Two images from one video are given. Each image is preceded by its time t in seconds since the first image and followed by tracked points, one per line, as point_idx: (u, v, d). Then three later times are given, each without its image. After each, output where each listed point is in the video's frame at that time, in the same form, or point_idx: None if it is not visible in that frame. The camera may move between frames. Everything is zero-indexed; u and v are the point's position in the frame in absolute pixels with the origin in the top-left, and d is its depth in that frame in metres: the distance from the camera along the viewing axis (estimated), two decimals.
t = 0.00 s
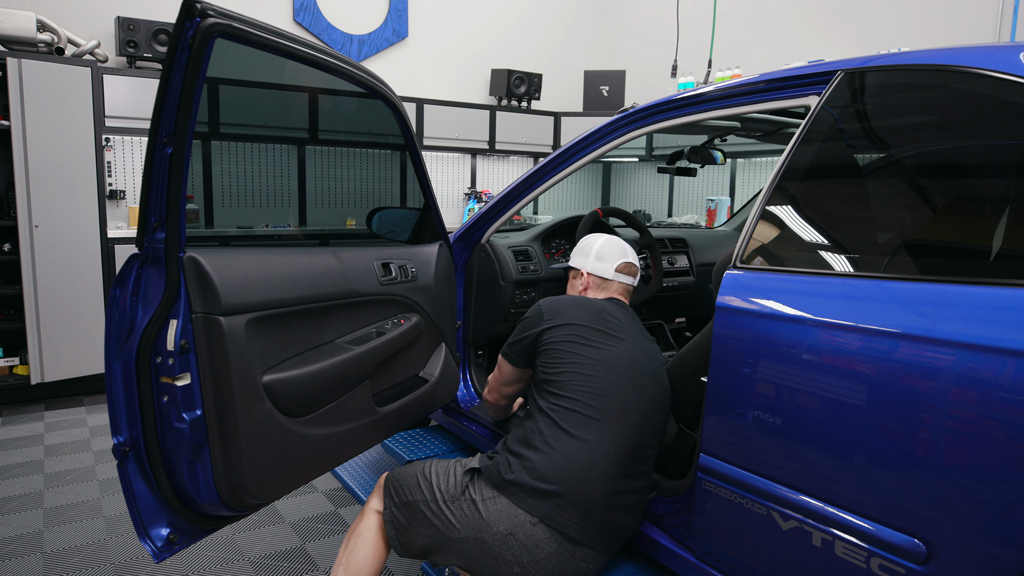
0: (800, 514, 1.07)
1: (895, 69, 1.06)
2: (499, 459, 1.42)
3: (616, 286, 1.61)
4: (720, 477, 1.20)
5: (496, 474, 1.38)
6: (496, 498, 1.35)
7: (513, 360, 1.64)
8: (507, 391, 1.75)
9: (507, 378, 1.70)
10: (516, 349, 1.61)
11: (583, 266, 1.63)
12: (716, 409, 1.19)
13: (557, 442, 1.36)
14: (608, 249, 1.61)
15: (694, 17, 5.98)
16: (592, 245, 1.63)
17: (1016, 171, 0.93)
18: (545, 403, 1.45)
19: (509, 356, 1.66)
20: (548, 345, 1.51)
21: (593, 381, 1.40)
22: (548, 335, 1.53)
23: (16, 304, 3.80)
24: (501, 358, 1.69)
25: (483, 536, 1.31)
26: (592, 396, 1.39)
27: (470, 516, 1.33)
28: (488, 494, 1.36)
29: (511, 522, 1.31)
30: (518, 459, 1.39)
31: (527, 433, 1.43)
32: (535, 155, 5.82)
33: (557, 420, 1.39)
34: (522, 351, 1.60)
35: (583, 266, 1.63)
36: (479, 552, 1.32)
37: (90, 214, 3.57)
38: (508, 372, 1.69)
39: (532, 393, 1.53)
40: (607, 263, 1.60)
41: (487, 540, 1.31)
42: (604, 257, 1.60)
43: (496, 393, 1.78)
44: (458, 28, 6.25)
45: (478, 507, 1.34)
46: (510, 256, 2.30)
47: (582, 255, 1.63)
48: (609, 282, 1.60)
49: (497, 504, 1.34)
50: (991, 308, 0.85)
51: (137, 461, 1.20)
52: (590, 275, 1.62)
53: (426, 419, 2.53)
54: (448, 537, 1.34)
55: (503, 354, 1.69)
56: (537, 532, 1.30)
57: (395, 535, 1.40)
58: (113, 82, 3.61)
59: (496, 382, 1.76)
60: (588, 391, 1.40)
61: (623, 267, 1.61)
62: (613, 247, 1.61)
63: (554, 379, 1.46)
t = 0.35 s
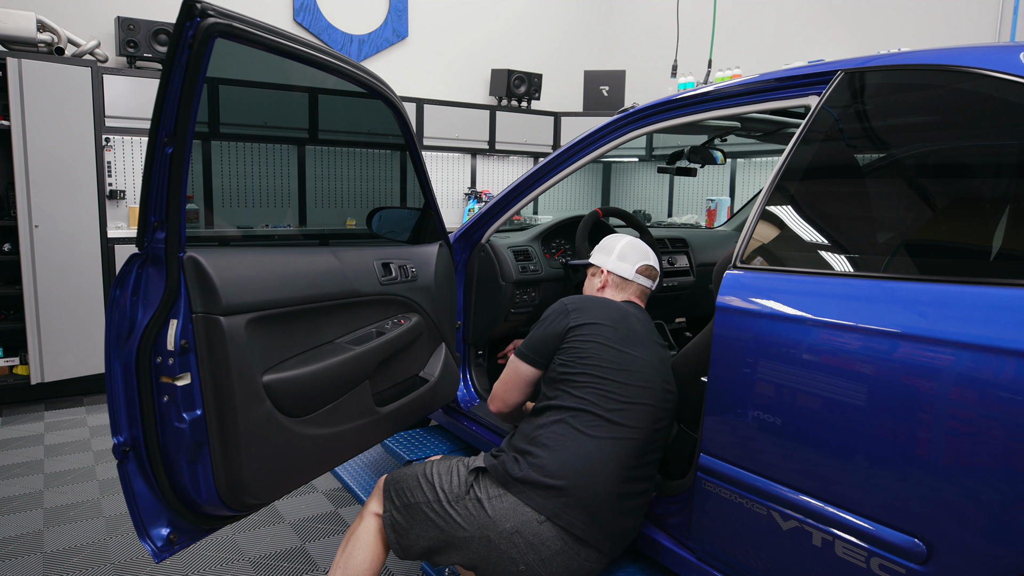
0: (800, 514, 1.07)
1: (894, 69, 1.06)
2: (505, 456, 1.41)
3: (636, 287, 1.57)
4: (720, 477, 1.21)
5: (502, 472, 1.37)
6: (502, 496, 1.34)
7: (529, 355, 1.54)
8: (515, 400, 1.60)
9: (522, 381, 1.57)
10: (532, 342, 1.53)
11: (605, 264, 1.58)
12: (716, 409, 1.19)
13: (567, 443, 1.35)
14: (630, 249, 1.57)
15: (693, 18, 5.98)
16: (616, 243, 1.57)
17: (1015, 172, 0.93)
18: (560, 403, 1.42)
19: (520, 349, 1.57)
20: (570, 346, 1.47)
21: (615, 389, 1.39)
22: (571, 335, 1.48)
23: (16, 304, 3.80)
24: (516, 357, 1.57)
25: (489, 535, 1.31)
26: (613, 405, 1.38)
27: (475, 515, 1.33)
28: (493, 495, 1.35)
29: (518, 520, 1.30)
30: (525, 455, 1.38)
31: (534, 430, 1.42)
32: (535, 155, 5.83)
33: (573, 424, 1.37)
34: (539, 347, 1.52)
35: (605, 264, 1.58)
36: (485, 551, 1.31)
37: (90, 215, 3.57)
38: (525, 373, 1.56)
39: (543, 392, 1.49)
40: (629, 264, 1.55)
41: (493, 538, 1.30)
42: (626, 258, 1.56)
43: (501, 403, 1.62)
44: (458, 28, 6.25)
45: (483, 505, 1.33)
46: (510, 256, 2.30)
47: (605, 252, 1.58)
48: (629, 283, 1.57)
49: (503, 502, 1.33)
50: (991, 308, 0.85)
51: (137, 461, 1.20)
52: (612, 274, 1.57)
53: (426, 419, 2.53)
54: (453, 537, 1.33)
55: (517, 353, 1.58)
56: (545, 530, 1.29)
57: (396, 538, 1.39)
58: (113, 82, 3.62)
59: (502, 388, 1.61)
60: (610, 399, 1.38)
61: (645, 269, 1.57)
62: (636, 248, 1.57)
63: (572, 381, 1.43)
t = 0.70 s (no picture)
0: (800, 514, 1.07)
1: (895, 69, 1.06)
2: (514, 462, 1.38)
3: (645, 286, 1.54)
4: (720, 477, 1.20)
5: (509, 477, 1.35)
6: (508, 502, 1.32)
7: (557, 352, 1.37)
8: (536, 405, 1.34)
9: (550, 383, 1.36)
10: (560, 335, 1.39)
11: (613, 263, 1.54)
12: (717, 409, 1.19)
13: (576, 449, 1.33)
14: (636, 247, 1.54)
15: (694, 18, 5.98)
16: (622, 242, 1.55)
17: (1015, 172, 0.93)
18: (576, 409, 1.37)
19: (542, 340, 1.41)
20: (595, 351, 1.40)
21: (633, 403, 1.36)
22: (598, 340, 1.41)
23: (16, 304, 3.80)
24: (542, 355, 1.37)
25: (497, 542, 1.28)
26: (629, 419, 1.36)
27: (481, 523, 1.30)
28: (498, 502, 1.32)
29: (525, 526, 1.28)
30: (534, 460, 1.36)
31: (542, 432, 1.39)
32: (535, 155, 5.83)
33: (587, 433, 1.34)
34: (567, 342, 1.38)
35: (611, 263, 1.54)
36: (493, 558, 1.29)
37: (90, 215, 3.57)
38: (555, 374, 1.36)
39: (558, 391, 1.40)
40: (636, 262, 1.52)
41: (501, 545, 1.28)
42: (632, 256, 1.53)
43: (518, 409, 1.34)
44: (458, 28, 6.25)
45: (489, 512, 1.31)
46: (510, 256, 2.30)
47: (611, 251, 1.55)
48: (635, 282, 1.53)
49: (510, 508, 1.31)
50: (991, 308, 0.85)
51: (137, 461, 1.20)
52: (620, 273, 1.53)
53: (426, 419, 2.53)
54: (458, 546, 1.30)
55: (541, 351, 1.38)
56: (552, 536, 1.28)
57: (398, 555, 1.35)
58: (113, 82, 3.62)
59: (523, 391, 1.35)
60: (628, 413, 1.36)
61: (651, 268, 1.54)
62: (642, 247, 1.54)
63: (592, 389, 1.38)
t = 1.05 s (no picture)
0: (800, 514, 1.07)
1: (895, 69, 1.06)
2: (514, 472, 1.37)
3: (647, 286, 1.54)
4: (720, 478, 1.20)
5: (509, 487, 1.34)
6: (507, 513, 1.31)
7: (560, 361, 1.36)
8: (540, 413, 1.35)
9: (552, 391, 1.35)
10: (564, 344, 1.37)
11: (616, 263, 1.54)
12: (717, 409, 1.19)
13: (579, 459, 1.32)
14: (640, 247, 1.53)
15: (694, 17, 5.98)
16: (625, 241, 1.54)
17: (1016, 172, 0.93)
18: (580, 418, 1.36)
19: (546, 349, 1.39)
20: (600, 359, 1.39)
21: (638, 413, 1.36)
22: (603, 348, 1.39)
23: (16, 304, 3.80)
24: (544, 363, 1.36)
25: (496, 554, 1.28)
26: (634, 431, 1.35)
27: (479, 534, 1.30)
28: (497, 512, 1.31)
29: (525, 537, 1.28)
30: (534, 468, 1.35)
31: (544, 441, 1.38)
32: (535, 155, 5.83)
33: (592, 445, 1.33)
34: (571, 351, 1.36)
35: (615, 263, 1.54)
36: (491, 566, 1.29)
37: (90, 214, 3.57)
38: (557, 382, 1.35)
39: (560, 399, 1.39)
40: (640, 263, 1.52)
41: (500, 557, 1.28)
42: (636, 257, 1.52)
43: (523, 417, 1.35)
44: (458, 28, 6.25)
45: (487, 523, 1.30)
46: (510, 256, 2.30)
47: (614, 250, 1.54)
48: (640, 283, 1.53)
49: (509, 519, 1.30)
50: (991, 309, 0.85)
51: (136, 461, 1.20)
52: (623, 274, 1.53)
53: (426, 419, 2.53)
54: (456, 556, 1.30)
55: (542, 360, 1.37)
56: (552, 546, 1.27)
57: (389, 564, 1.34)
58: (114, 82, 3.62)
59: (526, 399, 1.35)
60: (633, 425, 1.35)
61: (655, 269, 1.54)
62: (646, 247, 1.53)
63: (597, 399, 1.37)
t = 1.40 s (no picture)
0: (800, 514, 1.07)
1: (895, 69, 1.06)
2: (514, 477, 1.36)
3: (649, 289, 1.54)
4: (720, 478, 1.21)
5: (508, 494, 1.34)
6: (507, 520, 1.31)
7: (559, 362, 1.36)
8: (540, 414, 1.35)
9: (551, 392, 1.35)
10: (563, 344, 1.37)
11: (618, 266, 1.53)
12: (717, 409, 1.19)
13: (578, 462, 1.32)
14: (642, 250, 1.53)
15: (694, 17, 5.98)
16: (628, 244, 1.54)
17: (1016, 172, 0.92)
18: (579, 419, 1.36)
19: (545, 349, 1.39)
20: (600, 360, 1.39)
21: (637, 415, 1.36)
22: (603, 348, 1.39)
23: (16, 304, 3.80)
24: (543, 364, 1.36)
25: (495, 561, 1.28)
26: (633, 434, 1.35)
27: (478, 541, 1.30)
28: (496, 519, 1.31)
29: (524, 544, 1.28)
30: (534, 472, 1.35)
31: (544, 443, 1.38)
32: (535, 155, 5.83)
33: (591, 447, 1.33)
34: (570, 352, 1.36)
35: (617, 266, 1.53)
36: (490, 569, 1.29)
37: (90, 214, 3.57)
38: (556, 383, 1.35)
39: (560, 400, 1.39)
40: (641, 267, 1.52)
41: (499, 564, 1.28)
42: (638, 260, 1.52)
43: (523, 419, 1.35)
44: (458, 28, 6.25)
45: (486, 530, 1.30)
46: (510, 256, 2.30)
47: (617, 253, 1.54)
48: (640, 287, 1.52)
49: (509, 526, 1.30)
50: (991, 308, 0.85)
51: (137, 461, 1.20)
52: (625, 277, 1.53)
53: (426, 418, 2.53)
54: (455, 561, 1.30)
55: (542, 360, 1.37)
56: (551, 553, 1.27)
57: (388, 567, 1.34)
58: (114, 82, 3.62)
59: (526, 401, 1.35)
60: (632, 427, 1.35)
61: (656, 272, 1.53)
62: (648, 250, 1.53)
63: (596, 400, 1.37)
